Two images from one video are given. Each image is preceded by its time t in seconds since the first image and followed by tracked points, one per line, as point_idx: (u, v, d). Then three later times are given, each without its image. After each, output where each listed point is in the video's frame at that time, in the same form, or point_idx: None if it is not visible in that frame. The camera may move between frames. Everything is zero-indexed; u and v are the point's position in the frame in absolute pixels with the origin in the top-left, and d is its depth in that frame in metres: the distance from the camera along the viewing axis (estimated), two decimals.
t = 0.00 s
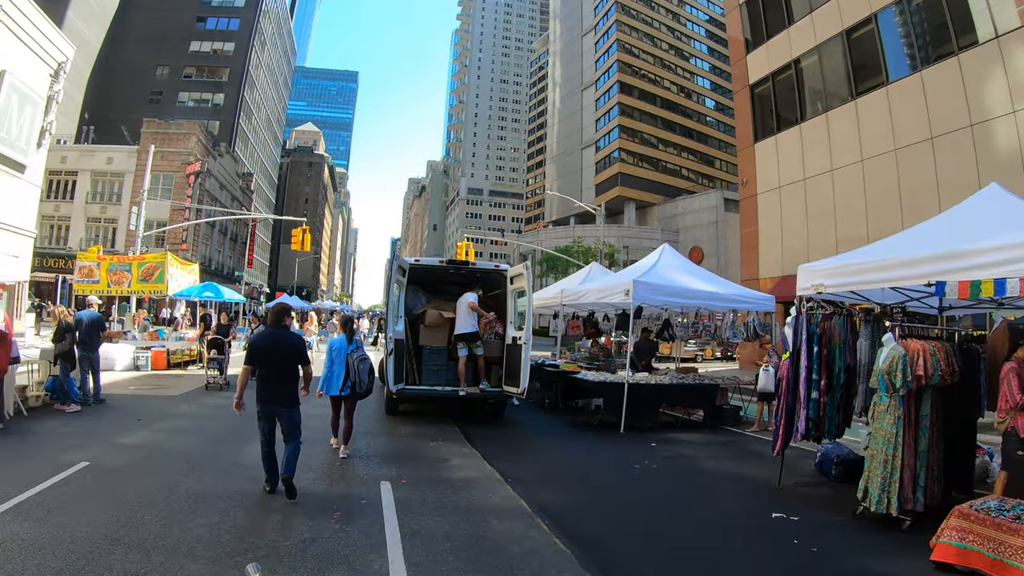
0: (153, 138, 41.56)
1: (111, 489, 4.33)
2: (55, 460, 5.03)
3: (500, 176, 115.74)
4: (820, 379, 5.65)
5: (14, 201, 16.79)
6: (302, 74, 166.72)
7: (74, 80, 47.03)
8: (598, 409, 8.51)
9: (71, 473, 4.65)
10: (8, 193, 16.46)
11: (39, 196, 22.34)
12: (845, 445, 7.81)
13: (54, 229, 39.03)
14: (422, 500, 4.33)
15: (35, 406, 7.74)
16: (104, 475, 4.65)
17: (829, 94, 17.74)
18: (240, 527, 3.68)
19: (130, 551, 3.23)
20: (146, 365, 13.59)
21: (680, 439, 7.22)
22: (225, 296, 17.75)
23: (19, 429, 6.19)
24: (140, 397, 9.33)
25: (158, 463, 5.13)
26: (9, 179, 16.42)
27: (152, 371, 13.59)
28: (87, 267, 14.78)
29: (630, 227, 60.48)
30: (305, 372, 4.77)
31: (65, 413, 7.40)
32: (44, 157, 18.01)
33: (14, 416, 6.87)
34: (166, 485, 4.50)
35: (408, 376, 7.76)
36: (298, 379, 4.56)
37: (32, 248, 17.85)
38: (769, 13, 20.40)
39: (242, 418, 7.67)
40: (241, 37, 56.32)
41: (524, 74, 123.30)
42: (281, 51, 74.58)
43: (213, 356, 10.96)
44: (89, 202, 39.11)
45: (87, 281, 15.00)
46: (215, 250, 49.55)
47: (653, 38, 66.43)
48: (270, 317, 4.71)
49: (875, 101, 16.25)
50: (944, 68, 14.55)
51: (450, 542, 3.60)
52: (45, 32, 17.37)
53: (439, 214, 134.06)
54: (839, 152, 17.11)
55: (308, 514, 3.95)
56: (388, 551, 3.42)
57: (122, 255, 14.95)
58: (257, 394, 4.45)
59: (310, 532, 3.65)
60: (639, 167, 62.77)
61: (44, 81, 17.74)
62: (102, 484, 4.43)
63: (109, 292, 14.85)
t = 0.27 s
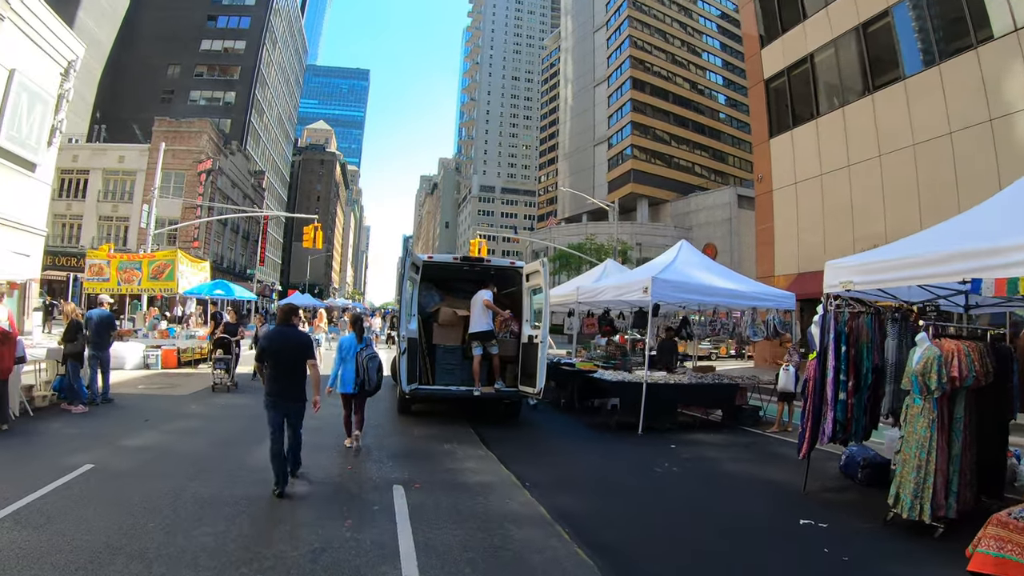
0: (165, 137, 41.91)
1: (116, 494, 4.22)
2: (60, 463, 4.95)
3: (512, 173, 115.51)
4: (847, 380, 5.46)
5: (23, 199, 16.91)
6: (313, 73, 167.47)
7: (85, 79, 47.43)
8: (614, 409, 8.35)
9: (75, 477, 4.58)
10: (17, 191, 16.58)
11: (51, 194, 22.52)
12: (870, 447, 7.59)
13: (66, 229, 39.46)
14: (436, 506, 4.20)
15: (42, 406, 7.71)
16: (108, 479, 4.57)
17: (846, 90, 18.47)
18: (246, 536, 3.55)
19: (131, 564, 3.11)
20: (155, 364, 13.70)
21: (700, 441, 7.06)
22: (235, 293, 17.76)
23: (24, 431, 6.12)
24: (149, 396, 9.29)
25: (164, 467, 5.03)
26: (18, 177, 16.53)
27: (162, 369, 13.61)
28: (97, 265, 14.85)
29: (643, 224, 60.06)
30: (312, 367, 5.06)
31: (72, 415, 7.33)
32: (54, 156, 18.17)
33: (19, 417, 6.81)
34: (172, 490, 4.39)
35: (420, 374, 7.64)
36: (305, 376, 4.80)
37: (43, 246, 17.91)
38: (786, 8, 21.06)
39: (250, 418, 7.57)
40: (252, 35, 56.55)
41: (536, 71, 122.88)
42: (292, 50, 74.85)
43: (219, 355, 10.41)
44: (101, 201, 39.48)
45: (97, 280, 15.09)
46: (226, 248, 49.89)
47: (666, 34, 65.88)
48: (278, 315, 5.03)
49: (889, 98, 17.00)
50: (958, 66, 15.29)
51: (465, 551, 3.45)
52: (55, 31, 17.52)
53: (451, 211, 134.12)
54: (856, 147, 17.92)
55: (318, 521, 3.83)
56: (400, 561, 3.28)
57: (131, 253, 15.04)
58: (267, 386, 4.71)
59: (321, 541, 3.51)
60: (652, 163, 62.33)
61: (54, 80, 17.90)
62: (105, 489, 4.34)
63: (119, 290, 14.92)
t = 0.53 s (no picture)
0: (179, 133, 42.31)
1: (124, 493, 4.05)
2: (69, 461, 4.81)
3: (525, 168, 115.31)
4: (879, 379, 5.31)
5: (36, 194, 17.07)
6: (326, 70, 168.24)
7: (98, 76, 47.89)
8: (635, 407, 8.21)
9: (86, 476, 4.40)
10: (29, 187, 16.73)
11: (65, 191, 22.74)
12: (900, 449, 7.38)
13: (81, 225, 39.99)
14: (457, 508, 3.99)
15: (54, 404, 7.60)
16: (116, 479, 4.37)
17: (865, 83, 18.25)
18: (257, 539, 3.35)
19: (136, 568, 2.92)
20: (168, 360, 13.75)
21: (724, 441, 6.86)
22: (249, 289, 17.87)
23: (33, 429, 6.00)
24: (162, 393, 9.23)
25: (174, 465, 4.85)
26: (30, 173, 16.69)
27: (175, 366, 13.65)
28: (110, 262, 14.94)
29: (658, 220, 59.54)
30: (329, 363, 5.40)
31: (82, 411, 7.20)
32: (67, 152, 18.32)
33: (28, 414, 6.72)
34: (182, 489, 4.19)
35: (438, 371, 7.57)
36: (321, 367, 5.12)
37: (55, 243, 18.05)
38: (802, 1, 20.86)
39: (265, 415, 7.45)
40: (265, 32, 56.82)
41: (549, 66, 122.34)
42: (305, 47, 75.18)
43: (230, 353, 9.96)
44: (115, 197, 39.96)
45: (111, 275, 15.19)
46: (240, 244, 50.27)
47: (680, 27, 65.21)
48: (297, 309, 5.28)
49: (910, 91, 16.81)
50: (981, 58, 15.07)
51: (490, 558, 3.24)
52: (68, 28, 17.66)
53: (465, 207, 134.17)
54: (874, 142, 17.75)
55: (332, 525, 3.59)
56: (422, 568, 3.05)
57: (145, 249, 15.15)
58: (285, 378, 5.01)
59: (336, 547, 3.27)
60: (666, 158, 61.74)
61: (67, 76, 18.04)
62: (117, 490, 4.12)
63: (133, 286, 15.00)
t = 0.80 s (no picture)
0: (192, 130, 42.62)
1: (137, 494, 3.94)
2: (80, 460, 4.73)
3: (537, 166, 115.14)
4: (911, 379, 5.16)
5: (49, 191, 17.25)
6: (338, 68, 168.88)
7: (110, 74, 48.30)
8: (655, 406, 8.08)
9: (97, 477, 4.28)
10: (42, 184, 16.89)
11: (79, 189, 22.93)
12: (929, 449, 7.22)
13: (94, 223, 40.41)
14: (481, 513, 3.85)
15: (64, 401, 7.52)
16: (127, 479, 4.25)
17: (884, 79, 17.88)
18: (275, 544, 3.21)
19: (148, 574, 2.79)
20: (181, 357, 13.76)
21: (747, 442, 6.71)
22: (262, 286, 17.94)
23: (44, 428, 5.93)
24: (175, 391, 9.19)
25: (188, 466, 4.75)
26: (42, 170, 16.85)
27: (188, 363, 13.66)
28: (123, 258, 14.99)
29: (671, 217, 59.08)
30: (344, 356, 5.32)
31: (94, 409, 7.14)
32: (80, 149, 18.47)
33: (39, 413, 6.68)
34: (195, 490, 4.06)
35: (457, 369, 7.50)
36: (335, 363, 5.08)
37: (68, 240, 18.22)
38: None
39: (280, 414, 7.39)
40: (277, 30, 57.04)
41: (561, 63, 121.94)
42: (317, 45, 75.48)
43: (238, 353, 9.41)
44: (127, 194, 40.29)
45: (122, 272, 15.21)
46: (253, 241, 50.58)
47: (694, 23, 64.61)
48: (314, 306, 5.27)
49: (928, 86, 16.48)
50: (1003, 51, 14.70)
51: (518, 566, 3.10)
52: (80, 26, 17.77)
53: (477, 204, 134.18)
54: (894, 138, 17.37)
55: (351, 530, 3.45)
56: None
57: (157, 246, 15.22)
58: (304, 372, 5.03)
59: (358, 554, 3.12)
60: (680, 155, 61.19)
61: (79, 74, 18.16)
62: (130, 491, 3.99)
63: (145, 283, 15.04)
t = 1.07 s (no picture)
0: (198, 125, 42.67)
1: (140, 497, 3.84)
2: (82, 461, 4.63)
3: (545, 159, 114.70)
4: (939, 377, 4.99)
5: (56, 186, 17.30)
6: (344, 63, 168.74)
7: (115, 69, 48.33)
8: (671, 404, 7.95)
9: (97, 479, 4.18)
10: (49, 179, 16.94)
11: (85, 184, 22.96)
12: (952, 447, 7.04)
13: (101, 218, 40.60)
14: (495, 517, 3.73)
15: (67, 398, 7.43)
16: (129, 482, 4.14)
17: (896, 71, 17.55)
18: (281, 550, 3.10)
19: None
20: (188, 352, 13.73)
21: (764, 440, 6.57)
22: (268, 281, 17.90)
23: (48, 427, 5.86)
24: (182, 387, 9.13)
25: (193, 465, 4.67)
26: (48, 165, 16.87)
27: (194, 359, 13.63)
28: (128, 253, 14.96)
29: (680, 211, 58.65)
30: (348, 346, 5.77)
31: (97, 407, 7.05)
32: (85, 144, 18.49)
33: (43, 410, 6.61)
34: (200, 493, 3.95)
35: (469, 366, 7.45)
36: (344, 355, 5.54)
37: (75, 234, 18.28)
38: None
39: (288, 410, 7.29)
40: (284, 24, 56.93)
41: (569, 56, 121.27)
42: (323, 39, 75.37)
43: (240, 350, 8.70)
44: (134, 189, 40.42)
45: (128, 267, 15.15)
46: (260, 235, 50.69)
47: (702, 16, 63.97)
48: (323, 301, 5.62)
49: (943, 78, 16.15)
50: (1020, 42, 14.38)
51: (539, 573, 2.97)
52: (85, 20, 17.70)
53: (484, 198, 133.93)
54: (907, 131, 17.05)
55: (362, 536, 3.32)
56: None
57: (163, 241, 15.15)
58: (311, 361, 5.45)
59: (371, 562, 3.00)
60: (689, 148, 60.68)
61: (84, 68, 18.11)
62: (131, 494, 3.87)
63: (151, 278, 14.99)
